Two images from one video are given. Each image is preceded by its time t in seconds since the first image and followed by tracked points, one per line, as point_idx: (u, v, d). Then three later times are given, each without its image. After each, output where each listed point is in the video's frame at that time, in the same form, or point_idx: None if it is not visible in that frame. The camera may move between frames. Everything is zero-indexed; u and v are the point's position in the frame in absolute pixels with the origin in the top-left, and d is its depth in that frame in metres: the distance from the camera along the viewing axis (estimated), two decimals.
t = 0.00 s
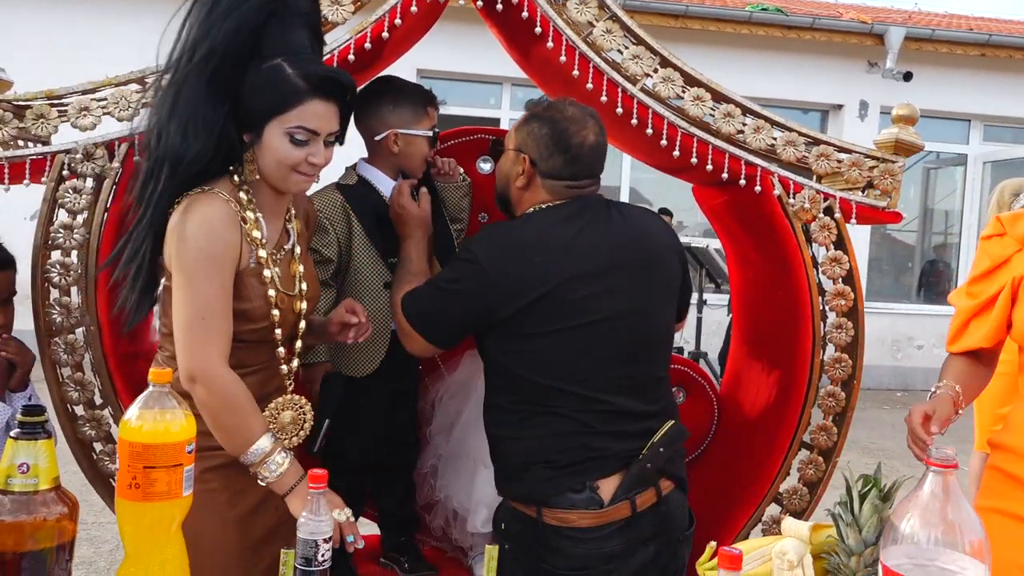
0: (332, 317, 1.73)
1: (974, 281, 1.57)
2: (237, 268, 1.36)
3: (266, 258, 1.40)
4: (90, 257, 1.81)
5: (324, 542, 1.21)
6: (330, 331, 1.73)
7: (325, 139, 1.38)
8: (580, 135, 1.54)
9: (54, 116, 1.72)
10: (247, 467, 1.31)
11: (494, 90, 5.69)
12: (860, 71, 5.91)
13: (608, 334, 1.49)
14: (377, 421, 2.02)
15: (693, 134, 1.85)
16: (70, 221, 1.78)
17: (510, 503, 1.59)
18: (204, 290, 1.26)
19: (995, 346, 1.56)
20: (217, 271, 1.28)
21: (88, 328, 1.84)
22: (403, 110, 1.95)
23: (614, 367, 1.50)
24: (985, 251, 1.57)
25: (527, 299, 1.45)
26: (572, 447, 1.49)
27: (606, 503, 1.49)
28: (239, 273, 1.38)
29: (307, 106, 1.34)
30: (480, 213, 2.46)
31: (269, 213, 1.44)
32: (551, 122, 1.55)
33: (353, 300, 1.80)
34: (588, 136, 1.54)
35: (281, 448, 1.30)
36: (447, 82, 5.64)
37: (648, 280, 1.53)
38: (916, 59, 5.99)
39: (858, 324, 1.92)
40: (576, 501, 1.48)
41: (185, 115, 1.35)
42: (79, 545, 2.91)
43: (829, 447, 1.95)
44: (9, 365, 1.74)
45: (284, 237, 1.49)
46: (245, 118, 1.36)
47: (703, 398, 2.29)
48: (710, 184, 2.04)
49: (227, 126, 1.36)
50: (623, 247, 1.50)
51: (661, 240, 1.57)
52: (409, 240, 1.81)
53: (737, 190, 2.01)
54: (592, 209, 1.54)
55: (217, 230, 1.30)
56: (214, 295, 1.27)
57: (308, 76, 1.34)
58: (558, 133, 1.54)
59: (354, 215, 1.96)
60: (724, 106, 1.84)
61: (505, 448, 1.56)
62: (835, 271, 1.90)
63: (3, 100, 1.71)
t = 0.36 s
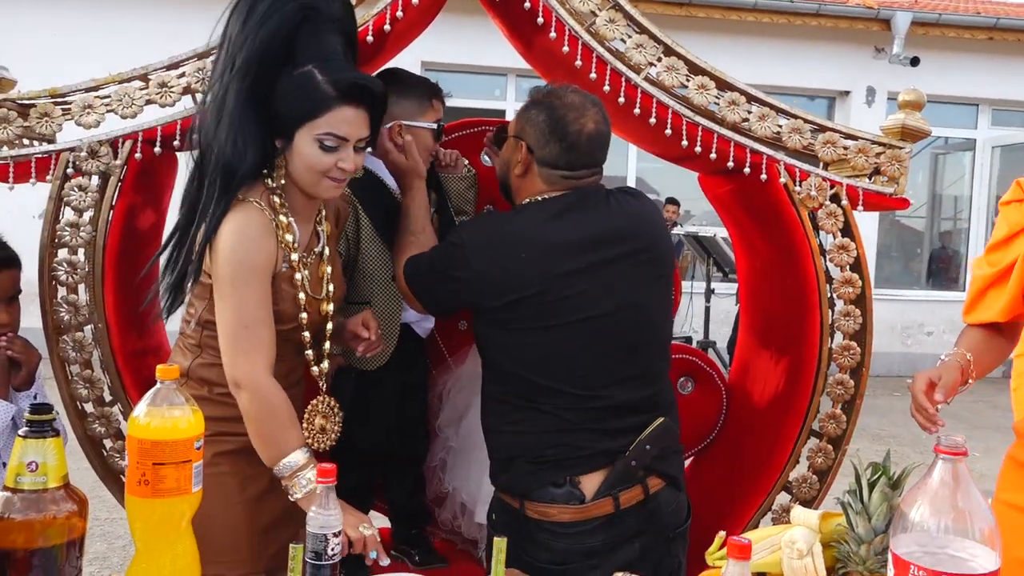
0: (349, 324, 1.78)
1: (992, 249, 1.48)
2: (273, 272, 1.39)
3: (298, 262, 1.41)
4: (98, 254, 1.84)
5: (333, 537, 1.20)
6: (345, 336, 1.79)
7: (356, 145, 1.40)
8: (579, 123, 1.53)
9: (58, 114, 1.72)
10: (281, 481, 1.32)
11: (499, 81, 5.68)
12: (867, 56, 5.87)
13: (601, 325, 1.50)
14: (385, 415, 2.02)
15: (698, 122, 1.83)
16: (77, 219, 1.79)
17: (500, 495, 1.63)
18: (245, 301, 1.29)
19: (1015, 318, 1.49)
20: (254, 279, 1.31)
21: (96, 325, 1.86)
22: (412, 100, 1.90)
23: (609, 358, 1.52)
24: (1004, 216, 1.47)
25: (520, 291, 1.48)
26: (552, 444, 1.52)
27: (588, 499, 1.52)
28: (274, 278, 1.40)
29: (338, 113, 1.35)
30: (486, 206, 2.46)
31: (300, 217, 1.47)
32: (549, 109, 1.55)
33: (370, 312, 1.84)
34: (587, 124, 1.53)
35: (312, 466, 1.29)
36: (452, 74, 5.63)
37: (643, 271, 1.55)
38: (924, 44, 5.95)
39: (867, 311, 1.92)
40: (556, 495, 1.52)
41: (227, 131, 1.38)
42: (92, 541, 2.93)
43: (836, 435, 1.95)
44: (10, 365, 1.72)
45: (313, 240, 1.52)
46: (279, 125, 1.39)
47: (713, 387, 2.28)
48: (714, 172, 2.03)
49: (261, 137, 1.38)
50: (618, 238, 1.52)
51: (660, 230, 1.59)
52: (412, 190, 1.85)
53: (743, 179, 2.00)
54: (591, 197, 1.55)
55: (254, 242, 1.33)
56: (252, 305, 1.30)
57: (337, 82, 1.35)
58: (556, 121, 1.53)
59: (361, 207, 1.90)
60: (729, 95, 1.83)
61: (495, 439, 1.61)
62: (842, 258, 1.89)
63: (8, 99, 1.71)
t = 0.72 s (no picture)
0: (370, 334, 1.80)
1: None
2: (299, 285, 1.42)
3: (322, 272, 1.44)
4: (108, 245, 1.85)
5: (342, 528, 1.20)
6: (364, 347, 1.81)
7: (366, 136, 1.42)
8: (579, 114, 1.53)
9: (68, 107, 1.74)
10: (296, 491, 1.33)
11: (508, 73, 5.67)
12: (878, 47, 5.83)
13: (598, 316, 1.50)
14: (395, 410, 2.03)
15: (707, 114, 1.84)
16: (87, 212, 1.80)
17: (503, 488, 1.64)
18: (271, 314, 1.32)
19: None
20: (281, 293, 1.34)
21: (107, 318, 1.87)
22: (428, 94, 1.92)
23: (608, 349, 1.51)
24: None
25: (516, 282, 1.49)
26: (552, 436, 1.53)
27: (589, 491, 1.52)
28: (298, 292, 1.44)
29: (339, 106, 1.38)
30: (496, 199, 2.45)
31: (323, 228, 1.50)
32: (549, 98, 1.54)
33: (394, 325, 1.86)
34: (587, 114, 1.53)
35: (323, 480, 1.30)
36: (460, 67, 5.62)
37: (642, 262, 1.55)
38: (935, 34, 5.91)
39: (876, 304, 1.90)
40: (557, 488, 1.53)
41: (244, 156, 1.43)
42: (104, 532, 2.95)
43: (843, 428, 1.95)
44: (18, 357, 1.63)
45: (336, 250, 1.54)
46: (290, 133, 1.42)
47: (722, 378, 2.28)
48: (723, 164, 2.02)
49: (275, 150, 1.42)
50: (616, 229, 1.52)
51: (661, 222, 1.59)
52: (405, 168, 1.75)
53: (752, 169, 1.99)
54: (592, 187, 1.55)
55: (278, 254, 1.35)
56: (278, 320, 1.33)
57: (334, 77, 1.39)
58: (555, 110, 1.53)
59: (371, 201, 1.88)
60: (737, 85, 1.83)
61: (496, 432, 1.62)
62: (852, 249, 1.89)
63: (19, 92, 1.72)
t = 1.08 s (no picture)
0: (384, 326, 1.81)
1: None
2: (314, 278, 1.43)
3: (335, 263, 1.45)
4: (123, 244, 1.84)
5: (353, 526, 1.21)
6: (378, 339, 1.82)
7: (363, 118, 1.42)
8: (578, 115, 1.53)
9: (82, 106, 1.74)
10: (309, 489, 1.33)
11: (519, 71, 5.66)
12: (892, 44, 5.80)
13: (600, 310, 1.51)
14: (404, 407, 2.03)
15: (720, 111, 1.83)
16: (102, 210, 1.81)
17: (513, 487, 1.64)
18: (285, 309, 1.33)
19: None
20: (293, 289, 1.34)
21: (121, 316, 1.87)
22: (438, 94, 1.85)
23: (611, 345, 1.52)
24: None
25: (517, 279, 1.50)
26: (558, 435, 1.53)
27: (599, 490, 1.52)
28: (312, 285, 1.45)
29: (332, 89, 1.40)
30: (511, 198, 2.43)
31: (335, 219, 1.51)
32: (547, 100, 1.55)
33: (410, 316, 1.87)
34: (587, 114, 1.54)
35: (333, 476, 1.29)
36: (471, 64, 5.62)
37: (640, 256, 1.56)
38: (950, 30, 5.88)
39: (890, 302, 1.90)
40: (567, 487, 1.53)
41: (250, 153, 1.46)
42: (119, 528, 2.96)
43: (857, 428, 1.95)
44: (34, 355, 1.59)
45: (348, 243, 1.55)
46: (290, 126, 1.44)
47: (735, 377, 2.27)
48: (735, 162, 2.01)
49: (276, 142, 1.44)
50: (613, 223, 1.53)
51: (659, 217, 1.61)
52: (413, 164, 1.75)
53: (764, 167, 1.98)
54: (590, 184, 1.55)
55: (292, 250, 1.36)
56: (293, 315, 1.33)
57: (326, 63, 1.40)
58: (553, 112, 1.53)
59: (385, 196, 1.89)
60: (751, 83, 1.82)
61: (505, 430, 1.62)
62: (866, 247, 1.88)
63: (34, 91, 1.72)
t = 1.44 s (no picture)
0: (405, 335, 1.81)
1: None
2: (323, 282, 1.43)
3: (344, 267, 1.46)
4: (143, 242, 1.86)
5: (376, 525, 1.21)
6: (399, 347, 1.82)
7: (364, 119, 1.42)
8: (575, 118, 1.53)
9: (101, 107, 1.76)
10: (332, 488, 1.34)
11: (534, 64, 5.65)
12: (910, 32, 5.74)
13: (612, 308, 1.50)
14: (421, 404, 2.02)
15: (738, 105, 1.82)
16: (122, 211, 1.82)
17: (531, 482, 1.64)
18: (295, 312, 1.33)
19: None
20: (303, 292, 1.35)
21: (142, 316, 1.89)
22: (451, 91, 1.85)
23: (625, 343, 1.51)
24: None
25: (519, 275, 1.51)
26: (574, 427, 1.52)
27: (617, 482, 1.51)
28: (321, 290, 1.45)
29: (333, 92, 1.40)
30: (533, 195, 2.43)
31: (345, 225, 1.50)
32: (545, 104, 1.54)
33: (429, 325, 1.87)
34: (585, 117, 1.53)
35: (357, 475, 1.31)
36: (486, 59, 5.61)
37: (643, 247, 1.54)
38: (970, 17, 5.81)
39: (913, 295, 1.88)
40: (584, 481, 1.52)
41: (260, 161, 1.47)
42: (142, 525, 2.99)
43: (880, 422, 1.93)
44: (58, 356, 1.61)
45: (361, 248, 1.55)
46: (295, 132, 1.45)
47: (756, 372, 2.26)
48: (755, 155, 2.00)
49: (282, 149, 1.45)
50: (610, 215, 1.52)
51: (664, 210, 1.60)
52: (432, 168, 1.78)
53: (784, 160, 1.97)
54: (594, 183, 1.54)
55: (300, 252, 1.36)
56: (305, 318, 1.34)
57: (325, 66, 1.40)
58: (552, 117, 1.53)
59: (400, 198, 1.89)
60: (769, 76, 1.81)
61: (522, 424, 1.61)
62: (887, 240, 1.86)
63: (54, 93, 1.73)
